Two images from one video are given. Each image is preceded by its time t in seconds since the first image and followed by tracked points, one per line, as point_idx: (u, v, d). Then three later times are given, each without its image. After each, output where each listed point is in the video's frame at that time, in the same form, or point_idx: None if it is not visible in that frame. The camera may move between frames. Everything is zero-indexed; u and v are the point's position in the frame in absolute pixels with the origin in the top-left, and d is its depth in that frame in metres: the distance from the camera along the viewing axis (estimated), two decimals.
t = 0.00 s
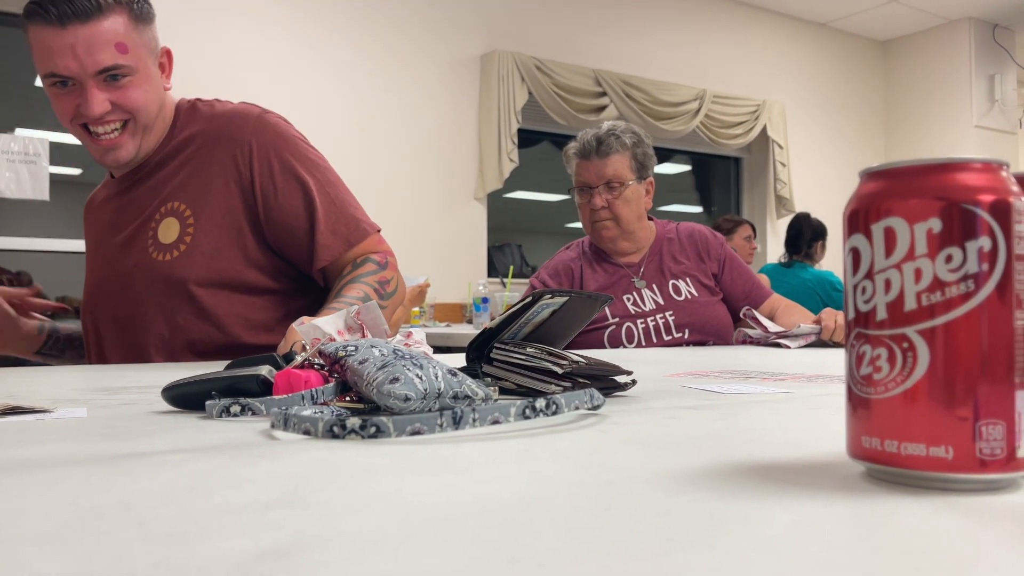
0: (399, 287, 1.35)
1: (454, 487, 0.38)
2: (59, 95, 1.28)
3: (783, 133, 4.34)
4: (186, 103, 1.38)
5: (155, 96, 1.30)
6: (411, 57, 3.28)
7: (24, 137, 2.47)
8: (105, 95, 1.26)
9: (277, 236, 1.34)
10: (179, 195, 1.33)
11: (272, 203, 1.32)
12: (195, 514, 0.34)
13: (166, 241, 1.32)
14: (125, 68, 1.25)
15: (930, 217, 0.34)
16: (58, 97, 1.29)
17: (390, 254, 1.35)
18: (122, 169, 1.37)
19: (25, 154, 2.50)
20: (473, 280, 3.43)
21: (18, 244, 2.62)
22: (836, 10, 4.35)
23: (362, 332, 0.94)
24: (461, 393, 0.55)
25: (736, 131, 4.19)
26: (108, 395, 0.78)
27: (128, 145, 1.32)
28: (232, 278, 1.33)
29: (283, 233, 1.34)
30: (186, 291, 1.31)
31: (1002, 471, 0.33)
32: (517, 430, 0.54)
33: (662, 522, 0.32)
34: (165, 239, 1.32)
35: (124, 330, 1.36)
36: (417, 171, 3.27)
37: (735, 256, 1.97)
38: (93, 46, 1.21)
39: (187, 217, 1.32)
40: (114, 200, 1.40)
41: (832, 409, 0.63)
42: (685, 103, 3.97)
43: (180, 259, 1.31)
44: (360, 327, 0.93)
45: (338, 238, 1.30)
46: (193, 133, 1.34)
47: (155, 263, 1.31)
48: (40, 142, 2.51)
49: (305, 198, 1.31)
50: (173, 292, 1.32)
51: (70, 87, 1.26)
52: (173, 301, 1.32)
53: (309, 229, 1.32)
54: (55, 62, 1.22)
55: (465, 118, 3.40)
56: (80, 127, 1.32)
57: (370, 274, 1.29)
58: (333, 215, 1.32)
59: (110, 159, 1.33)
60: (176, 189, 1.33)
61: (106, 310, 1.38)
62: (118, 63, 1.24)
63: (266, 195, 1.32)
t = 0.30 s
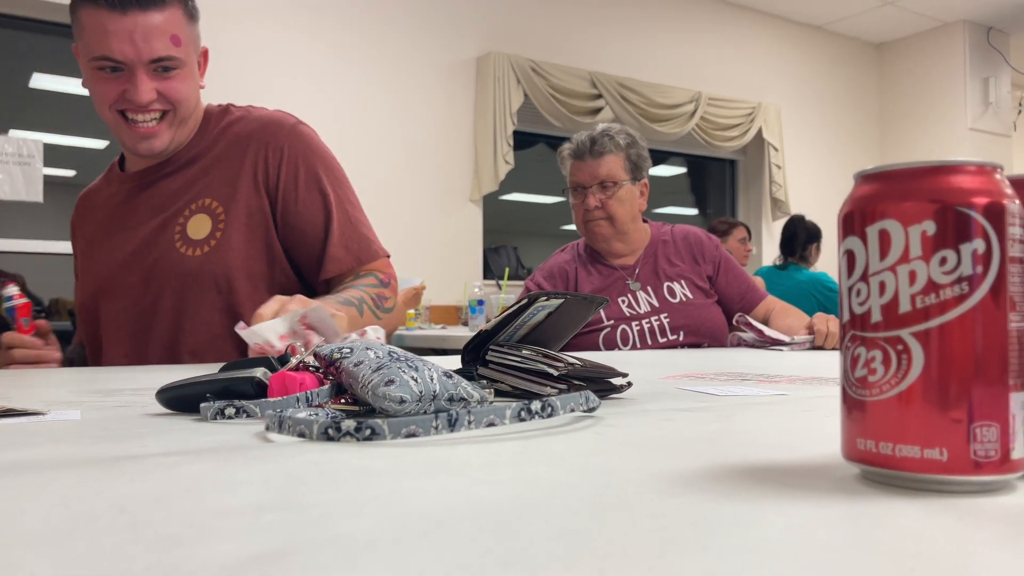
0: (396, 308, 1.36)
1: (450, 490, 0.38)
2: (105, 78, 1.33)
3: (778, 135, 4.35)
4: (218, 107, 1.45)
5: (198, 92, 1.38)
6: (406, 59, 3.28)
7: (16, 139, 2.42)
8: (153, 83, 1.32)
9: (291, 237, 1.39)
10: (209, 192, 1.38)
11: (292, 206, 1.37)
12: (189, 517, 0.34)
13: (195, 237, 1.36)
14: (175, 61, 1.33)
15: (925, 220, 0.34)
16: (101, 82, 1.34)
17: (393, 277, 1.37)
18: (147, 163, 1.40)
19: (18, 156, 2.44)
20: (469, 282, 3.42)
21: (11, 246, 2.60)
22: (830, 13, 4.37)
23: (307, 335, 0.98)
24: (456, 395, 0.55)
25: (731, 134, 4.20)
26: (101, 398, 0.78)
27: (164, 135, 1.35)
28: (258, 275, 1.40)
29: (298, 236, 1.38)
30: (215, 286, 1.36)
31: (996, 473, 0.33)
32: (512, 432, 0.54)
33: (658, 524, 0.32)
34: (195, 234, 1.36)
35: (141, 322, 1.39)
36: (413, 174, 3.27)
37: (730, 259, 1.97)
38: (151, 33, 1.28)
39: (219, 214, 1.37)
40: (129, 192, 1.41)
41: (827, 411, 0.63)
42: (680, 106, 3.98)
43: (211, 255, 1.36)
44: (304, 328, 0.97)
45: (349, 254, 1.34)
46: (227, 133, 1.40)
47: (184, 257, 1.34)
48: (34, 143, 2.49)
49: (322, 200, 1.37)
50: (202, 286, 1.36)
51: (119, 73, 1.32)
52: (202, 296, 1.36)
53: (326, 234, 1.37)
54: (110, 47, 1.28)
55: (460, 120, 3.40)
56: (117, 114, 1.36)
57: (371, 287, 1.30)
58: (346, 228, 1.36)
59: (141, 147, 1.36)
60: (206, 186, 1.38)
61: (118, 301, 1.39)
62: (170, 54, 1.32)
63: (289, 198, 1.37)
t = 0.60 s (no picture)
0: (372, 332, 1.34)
1: (444, 494, 0.38)
2: (155, 63, 1.28)
3: (771, 139, 4.37)
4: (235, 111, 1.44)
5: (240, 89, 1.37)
6: (401, 64, 3.28)
7: (10, 142, 2.41)
8: (207, 74, 1.30)
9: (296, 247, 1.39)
10: (226, 196, 1.36)
11: (301, 218, 1.36)
12: (182, 521, 0.34)
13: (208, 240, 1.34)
14: (229, 56, 1.32)
15: (915, 225, 0.34)
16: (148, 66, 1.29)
17: (378, 303, 1.37)
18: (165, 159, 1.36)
19: (12, 159, 2.43)
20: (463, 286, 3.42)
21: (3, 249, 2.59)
22: (823, 19, 4.39)
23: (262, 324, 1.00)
24: (449, 399, 0.55)
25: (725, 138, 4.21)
26: (94, 402, 0.78)
27: (203, 126, 1.34)
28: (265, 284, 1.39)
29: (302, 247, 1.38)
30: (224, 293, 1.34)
31: (986, 476, 0.33)
32: (504, 436, 0.54)
33: (652, 529, 0.32)
34: (208, 238, 1.34)
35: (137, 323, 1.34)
36: (407, 177, 3.27)
37: (723, 264, 1.98)
38: (215, 24, 1.27)
39: (233, 218, 1.36)
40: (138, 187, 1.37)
41: (820, 415, 0.63)
42: (674, 110, 3.99)
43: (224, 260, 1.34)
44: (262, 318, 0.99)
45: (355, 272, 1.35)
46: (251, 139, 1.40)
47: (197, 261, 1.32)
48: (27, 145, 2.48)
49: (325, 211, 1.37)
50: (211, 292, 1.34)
51: (172, 59, 1.28)
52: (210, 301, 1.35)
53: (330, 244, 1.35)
54: (172, 31, 1.26)
55: (454, 124, 3.40)
56: (157, 101, 1.30)
57: (351, 304, 1.30)
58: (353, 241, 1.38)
59: (179, 138, 1.32)
60: (224, 190, 1.36)
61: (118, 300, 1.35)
62: (227, 48, 1.31)
63: (300, 209, 1.36)
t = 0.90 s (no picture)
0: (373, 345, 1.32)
1: (438, 498, 0.38)
2: (183, 74, 1.19)
3: (764, 144, 4.38)
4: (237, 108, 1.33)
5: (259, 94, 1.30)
6: (396, 68, 3.28)
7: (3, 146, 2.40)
8: (236, 83, 1.22)
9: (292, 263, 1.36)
10: (224, 210, 1.28)
11: (307, 243, 1.34)
12: (176, 526, 0.34)
13: (206, 259, 1.28)
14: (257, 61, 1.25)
15: (908, 229, 0.34)
16: (174, 75, 1.18)
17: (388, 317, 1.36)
18: (160, 160, 1.25)
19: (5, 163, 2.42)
20: (457, 290, 3.42)
21: None
22: (816, 24, 4.41)
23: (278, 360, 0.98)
24: (443, 402, 0.55)
25: (719, 142, 4.22)
26: (86, 407, 0.77)
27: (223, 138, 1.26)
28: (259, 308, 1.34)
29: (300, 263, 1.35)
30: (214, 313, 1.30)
31: (979, 480, 0.33)
32: (498, 441, 0.53)
33: (648, 532, 0.32)
34: (206, 256, 1.28)
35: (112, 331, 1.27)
36: (401, 181, 3.27)
37: (718, 269, 1.98)
38: (249, 30, 1.19)
39: (234, 236, 1.29)
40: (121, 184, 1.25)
41: (814, 419, 0.63)
42: (668, 114, 4.00)
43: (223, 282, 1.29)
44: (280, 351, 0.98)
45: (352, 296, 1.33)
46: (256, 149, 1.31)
47: (192, 280, 1.27)
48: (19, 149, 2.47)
49: (334, 232, 1.34)
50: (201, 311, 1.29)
51: (200, 68, 1.19)
52: (198, 320, 1.29)
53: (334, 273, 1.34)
54: (207, 39, 1.16)
55: (449, 128, 3.40)
56: (179, 112, 1.20)
57: (359, 320, 1.27)
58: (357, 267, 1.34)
59: (199, 150, 1.24)
60: (224, 204, 1.28)
61: (90, 305, 1.26)
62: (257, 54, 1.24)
63: (308, 235, 1.33)
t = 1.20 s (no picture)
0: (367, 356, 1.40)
1: (435, 501, 0.38)
2: (235, 106, 1.08)
3: (758, 148, 4.40)
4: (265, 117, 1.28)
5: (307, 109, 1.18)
6: (392, 72, 3.29)
7: None
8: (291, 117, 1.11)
9: (307, 280, 1.37)
10: (249, 231, 1.27)
11: (323, 261, 1.36)
12: (169, 530, 0.34)
13: (230, 281, 1.27)
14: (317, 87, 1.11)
15: (900, 233, 0.34)
16: (224, 107, 1.08)
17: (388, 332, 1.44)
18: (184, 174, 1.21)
19: None
20: (452, 293, 3.42)
21: None
22: (809, 29, 4.43)
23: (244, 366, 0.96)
24: (438, 405, 0.55)
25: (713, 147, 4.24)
26: (79, 410, 0.77)
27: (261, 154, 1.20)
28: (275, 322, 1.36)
29: (313, 280, 1.37)
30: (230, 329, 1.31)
31: (972, 482, 0.33)
32: (493, 442, 0.54)
33: (646, 536, 0.32)
34: (230, 279, 1.27)
35: (126, 339, 1.26)
36: (396, 184, 3.26)
37: (712, 273, 1.99)
38: (312, 67, 1.05)
39: (258, 258, 1.28)
40: (144, 190, 1.21)
41: (807, 421, 0.64)
42: (662, 119, 4.02)
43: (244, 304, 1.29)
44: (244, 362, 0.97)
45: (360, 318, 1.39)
46: (286, 169, 1.29)
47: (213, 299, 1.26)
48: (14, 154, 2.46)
49: (350, 254, 1.37)
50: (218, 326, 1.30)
51: (253, 102, 1.07)
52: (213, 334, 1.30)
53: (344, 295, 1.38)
54: (265, 79, 1.03)
55: (444, 132, 3.41)
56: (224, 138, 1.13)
57: (355, 331, 1.33)
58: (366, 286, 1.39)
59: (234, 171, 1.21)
60: (249, 224, 1.27)
61: (105, 311, 1.24)
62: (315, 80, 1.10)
63: (326, 256, 1.35)
